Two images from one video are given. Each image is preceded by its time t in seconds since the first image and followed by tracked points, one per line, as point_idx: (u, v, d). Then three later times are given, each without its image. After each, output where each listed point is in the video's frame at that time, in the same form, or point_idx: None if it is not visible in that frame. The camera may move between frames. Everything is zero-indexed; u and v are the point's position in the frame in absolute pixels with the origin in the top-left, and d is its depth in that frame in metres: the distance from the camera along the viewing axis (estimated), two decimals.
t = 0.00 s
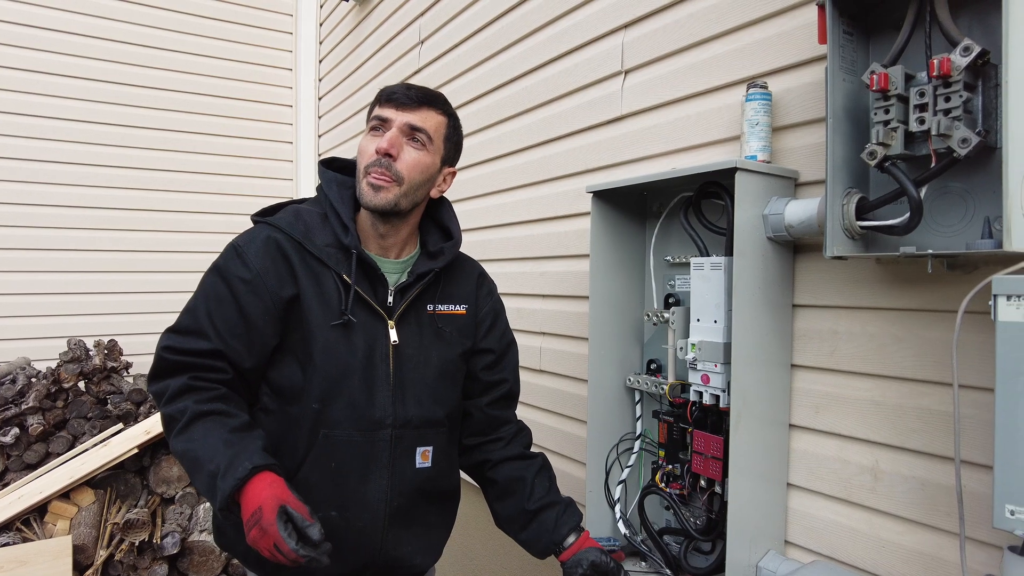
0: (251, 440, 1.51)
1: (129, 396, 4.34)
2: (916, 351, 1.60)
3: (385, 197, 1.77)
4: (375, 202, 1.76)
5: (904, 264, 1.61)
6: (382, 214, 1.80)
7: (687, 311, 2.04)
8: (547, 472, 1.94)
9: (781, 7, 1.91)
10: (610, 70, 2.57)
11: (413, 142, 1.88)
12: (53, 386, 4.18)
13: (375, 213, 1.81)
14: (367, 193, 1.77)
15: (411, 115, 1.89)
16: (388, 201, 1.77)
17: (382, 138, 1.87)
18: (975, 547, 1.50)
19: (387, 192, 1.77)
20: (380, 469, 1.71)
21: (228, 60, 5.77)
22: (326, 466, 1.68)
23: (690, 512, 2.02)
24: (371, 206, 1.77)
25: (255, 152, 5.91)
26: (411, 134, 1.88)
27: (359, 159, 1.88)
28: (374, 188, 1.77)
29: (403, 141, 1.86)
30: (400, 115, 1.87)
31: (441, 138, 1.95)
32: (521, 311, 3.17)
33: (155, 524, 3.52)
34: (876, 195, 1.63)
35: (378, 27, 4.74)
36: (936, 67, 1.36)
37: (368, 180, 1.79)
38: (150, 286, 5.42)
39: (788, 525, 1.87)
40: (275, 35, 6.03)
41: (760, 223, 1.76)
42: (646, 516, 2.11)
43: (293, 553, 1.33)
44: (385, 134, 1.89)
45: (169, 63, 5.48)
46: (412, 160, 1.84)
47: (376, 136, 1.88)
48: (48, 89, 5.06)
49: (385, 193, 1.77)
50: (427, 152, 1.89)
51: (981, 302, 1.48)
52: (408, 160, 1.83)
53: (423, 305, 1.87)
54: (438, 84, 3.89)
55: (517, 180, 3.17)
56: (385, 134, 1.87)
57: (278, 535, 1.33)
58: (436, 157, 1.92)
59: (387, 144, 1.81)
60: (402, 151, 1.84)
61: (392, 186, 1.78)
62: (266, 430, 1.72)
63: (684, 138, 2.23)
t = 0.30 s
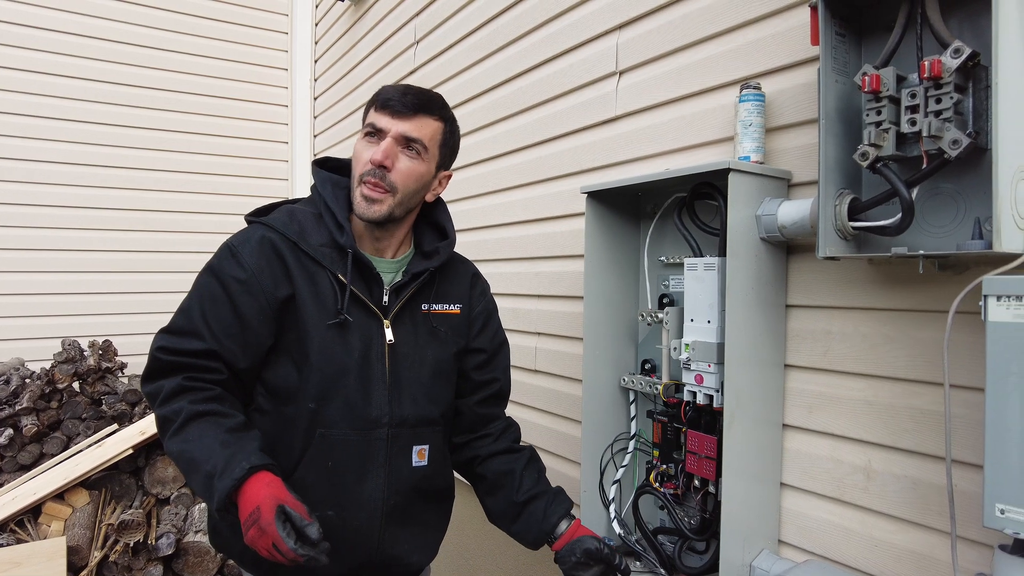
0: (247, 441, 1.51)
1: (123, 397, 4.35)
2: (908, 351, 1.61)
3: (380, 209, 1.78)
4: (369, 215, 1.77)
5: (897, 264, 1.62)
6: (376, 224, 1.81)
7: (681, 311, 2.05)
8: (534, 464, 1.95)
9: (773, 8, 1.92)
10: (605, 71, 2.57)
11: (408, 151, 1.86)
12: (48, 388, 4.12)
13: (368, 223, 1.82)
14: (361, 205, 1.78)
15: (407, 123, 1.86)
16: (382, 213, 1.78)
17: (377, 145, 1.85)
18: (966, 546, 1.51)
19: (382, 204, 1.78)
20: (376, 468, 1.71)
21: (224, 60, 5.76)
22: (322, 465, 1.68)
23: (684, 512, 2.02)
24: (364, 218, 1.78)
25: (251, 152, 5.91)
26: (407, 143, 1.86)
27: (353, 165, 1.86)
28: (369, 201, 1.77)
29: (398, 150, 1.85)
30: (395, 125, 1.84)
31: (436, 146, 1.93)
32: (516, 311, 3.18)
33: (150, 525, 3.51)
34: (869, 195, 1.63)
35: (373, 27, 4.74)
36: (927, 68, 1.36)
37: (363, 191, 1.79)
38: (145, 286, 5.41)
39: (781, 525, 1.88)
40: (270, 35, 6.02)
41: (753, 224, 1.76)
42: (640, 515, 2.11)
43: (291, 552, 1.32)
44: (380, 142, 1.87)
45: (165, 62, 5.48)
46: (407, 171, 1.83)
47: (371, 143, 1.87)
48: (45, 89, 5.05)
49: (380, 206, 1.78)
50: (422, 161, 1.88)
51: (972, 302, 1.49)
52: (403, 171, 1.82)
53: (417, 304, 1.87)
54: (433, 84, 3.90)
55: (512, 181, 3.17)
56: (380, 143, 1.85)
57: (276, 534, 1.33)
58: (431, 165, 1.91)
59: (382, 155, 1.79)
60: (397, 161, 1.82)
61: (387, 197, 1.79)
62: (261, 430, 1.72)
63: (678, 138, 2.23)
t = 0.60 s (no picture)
0: (242, 453, 1.50)
1: (120, 396, 4.24)
2: (904, 350, 1.61)
3: (372, 215, 1.77)
4: (361, 221, 1.77)
5: (891, 264, 1.63)
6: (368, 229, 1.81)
7: (676, 310, 2.05)
8: (502, 438, 2.00)
9: (768, 8, 1.93)
10: (601, 70, 2.57)
11: (398, 155, 1.84)
12: (42, 387, 4.17)
13: (361, 227, 1.82)
14: (353, 211, 1.77)
15: (397, 127, 1.83)
16: (375, 221, 1.78)
17: (367, 150, 1.83)
18: (961, 544, 1.52)
19: (375, 211, 1.78)
20: (377, 469, 1.71)
21: (220, 59, 5.74)
22: (323, 468, 1.67)
23: (680, 511, 2.03)
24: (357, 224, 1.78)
25: (248, 152, 5.90)
26: (397, 147, 1.84)
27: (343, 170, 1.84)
28: (360, 208, 1.77)
29: (388, 154, 1.82)
30: (384, 129, 1.81)
31: (427, 148, 1.91)
32: (512, 311, 3.18)
33: (145, 525, 3.50)
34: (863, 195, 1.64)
35: (369, 26, 4.73)
36: (921, 68, 1.37)
37: (354, 197, 1.78)
38: (140, 286, 5.39)
39: (777, 524, 1.88)
40: (266, 34, 6.00)
41: (748, 223, 1.76)
42: (636, 514, 2.11)
43: (286, 569, 1.32)
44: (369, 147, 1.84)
45: (165, 62, 5.48)
46: (398, 175, 1.81)
47: (360, 147, 1.84)
48: (47, 89, 5.05)
49: (372, 213, 1.77)
50: (413, 164, 1.86)
51: (966, 302, 1.50)
52: (394, 176, 1.81)
53: (413, 304, 1.86)
54: (429, 83, 3.89)
55: (508, 180, 3.17)
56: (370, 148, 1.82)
57: (271, 551, 1.32)
58: (422, 167, 1.89)
59: (371, 162, 1.77)
60: (387, 166, 1.80)
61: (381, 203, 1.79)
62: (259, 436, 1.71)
63: (674, 138, 2.24)
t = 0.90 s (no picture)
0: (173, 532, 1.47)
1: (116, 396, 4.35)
2: (903, 348, 1.62)
3: (371, 177, 1.76)
4: (361, 183, 1.75)
5: (891, 262, 1.63)
6: (367, 196, 1.79)
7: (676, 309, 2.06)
8: (512, 430, 1.97)
9: (768, 8, 1.93)
10: (600, 70, 2.57)
11: (391, 127, 1.89)
12: (39, 386, 4.14)
13: (360, 197, 1.80)
14: (351, 175, 1.76)
15: (387, 101, 1.91)
16: (377, 181, 1.77)
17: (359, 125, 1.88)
18: (960, 541, 1.53)
19: (376, 172, 1.78)
20: (382, 466, 1.71)
21: (218, 58, 5.73)
22: (327, 466, 1.66)
23: (680, 509, 2.03)
24: (356, 188, 1.76)
25: (247, 151, 5.89)
26: (388, 119, 1.90)
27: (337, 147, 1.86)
28: (358, 171, 1.77)
29: (381, 125, 1.87)
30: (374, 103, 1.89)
31: (417, 123, 1.97)
32: (511, 310, 3.18)
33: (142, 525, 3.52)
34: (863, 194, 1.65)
35: (368, 26, 4.72)
36: (921, 68, 1.37)
37: (351, 163, 1.78)
38: (138, 285, 5.38)
39: (776, 522, 1.89)
40: (263, 33, 5.99)
41: (749, 222, 1.77)
42: (636, 513, 2.12)
43: None
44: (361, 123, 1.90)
45: (169, 62, 5.49)
46: (393, 142, 1.85)
47: (352, 124, 1.89)
48: (54, 89, 5.06)
49: (371, 174, 1.77)
50: (406, 134, 1.90)
51: (965, 300, 1.51)
52: (389, 142, 1.84)
53: (412, 299, 1.87)
54: (428, 83, 3.89)
55: (507, 180, 3.17)
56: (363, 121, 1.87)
57: None
58: (415, 139, 1.94)
59: (366, 128, 1.81)
60: (382, 134, 1.84)
61: (380, 166, 1.79)
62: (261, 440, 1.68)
63: (673, 138, 2.24)
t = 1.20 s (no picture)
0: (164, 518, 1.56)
1: (114, 396, 4.38)
2: (903, 347, 1.62)
3: (360, 206, 1.78)
4: (350, 213, 1.78)
5: (891, 259, 1.63)
6: (358, 220, 1.82)
7: (676, 308, 2.06)
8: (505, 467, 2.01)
9: (768, 6, 1.94)
10: (600, 69, 2.58)
11: (375, 145, 1.83)
12: (38, 385, 4.14)
13: (351, 220, 1.83)
14: (340, 206, 1.78)
15: (369, 118, 1.82)
16: (362, 208, 1.79)
17: (343, 146, 1.82)
18: (959, 538, 1.53)
19: (361, 199, 1.79)
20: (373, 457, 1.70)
21: (217, 57, 5.73)
22: (319, 457, 1.67)
23: (680, 507, 2.04)
24: (346, 216, 1.79)
25: (246, 151, 5.89)
26: (372, 137, 1.82)
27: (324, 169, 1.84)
28: (346, 200, 1.78)
29: (365, 146, 1.81)
30: (356, 123, 1.80)
31: (403, 135, 1.88)
32: (511, 309, 3.18)
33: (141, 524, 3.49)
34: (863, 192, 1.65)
35: (367, 25, 4.72)
36: (921, 66, 1.38)
37: (339, 192, 1.79)
38: (137, 285, 5.37)
39: (777, 519, 1.89)
40: (262, 32, 5.98)
41: (749, 220, 1.77)
42: (636, 511, 2.12)
43: None
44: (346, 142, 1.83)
45: (174, 62, 5.51)
46: (379, 165, 1.81)
47: (337, 143, 1.84)
48: (57, 89, 5.07)
49: (359, 204, 1.78)
50: (392, 153, 1.85)
51: (966, 298, 1.51)
52: (375, 166, 1.80)
53: (405, 293, 1.87)
54: (428, 82, 3.89)
55: (507, 179, 3.17)
56: (346, 143, 1.81)
57: None
58: (401, 154, 1.87)
59: (350, 156, 1.77)
60: (367, 158, 1.80)
61: (365, 191, 1.79)
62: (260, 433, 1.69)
63: (673, 136, 2.25)
